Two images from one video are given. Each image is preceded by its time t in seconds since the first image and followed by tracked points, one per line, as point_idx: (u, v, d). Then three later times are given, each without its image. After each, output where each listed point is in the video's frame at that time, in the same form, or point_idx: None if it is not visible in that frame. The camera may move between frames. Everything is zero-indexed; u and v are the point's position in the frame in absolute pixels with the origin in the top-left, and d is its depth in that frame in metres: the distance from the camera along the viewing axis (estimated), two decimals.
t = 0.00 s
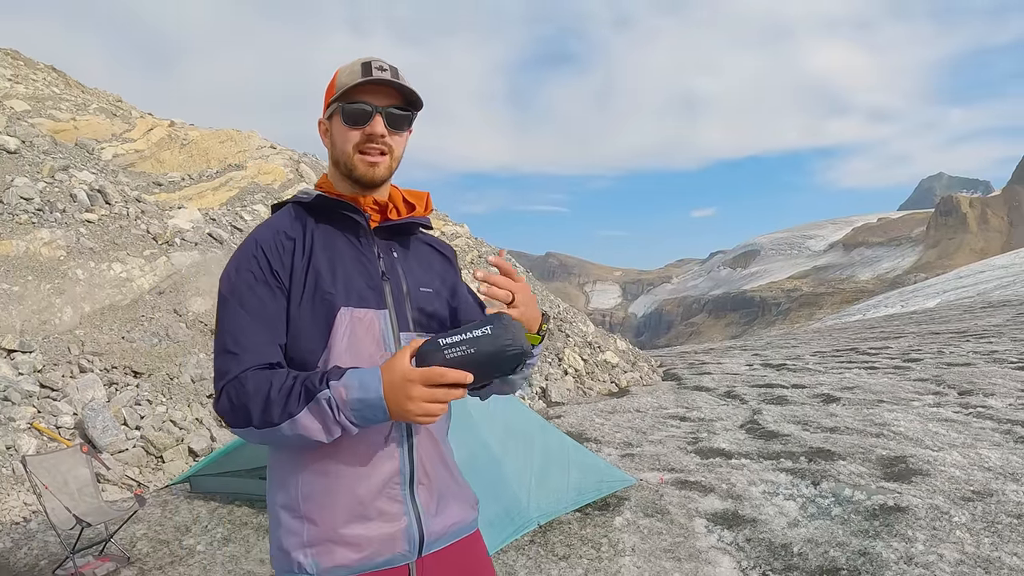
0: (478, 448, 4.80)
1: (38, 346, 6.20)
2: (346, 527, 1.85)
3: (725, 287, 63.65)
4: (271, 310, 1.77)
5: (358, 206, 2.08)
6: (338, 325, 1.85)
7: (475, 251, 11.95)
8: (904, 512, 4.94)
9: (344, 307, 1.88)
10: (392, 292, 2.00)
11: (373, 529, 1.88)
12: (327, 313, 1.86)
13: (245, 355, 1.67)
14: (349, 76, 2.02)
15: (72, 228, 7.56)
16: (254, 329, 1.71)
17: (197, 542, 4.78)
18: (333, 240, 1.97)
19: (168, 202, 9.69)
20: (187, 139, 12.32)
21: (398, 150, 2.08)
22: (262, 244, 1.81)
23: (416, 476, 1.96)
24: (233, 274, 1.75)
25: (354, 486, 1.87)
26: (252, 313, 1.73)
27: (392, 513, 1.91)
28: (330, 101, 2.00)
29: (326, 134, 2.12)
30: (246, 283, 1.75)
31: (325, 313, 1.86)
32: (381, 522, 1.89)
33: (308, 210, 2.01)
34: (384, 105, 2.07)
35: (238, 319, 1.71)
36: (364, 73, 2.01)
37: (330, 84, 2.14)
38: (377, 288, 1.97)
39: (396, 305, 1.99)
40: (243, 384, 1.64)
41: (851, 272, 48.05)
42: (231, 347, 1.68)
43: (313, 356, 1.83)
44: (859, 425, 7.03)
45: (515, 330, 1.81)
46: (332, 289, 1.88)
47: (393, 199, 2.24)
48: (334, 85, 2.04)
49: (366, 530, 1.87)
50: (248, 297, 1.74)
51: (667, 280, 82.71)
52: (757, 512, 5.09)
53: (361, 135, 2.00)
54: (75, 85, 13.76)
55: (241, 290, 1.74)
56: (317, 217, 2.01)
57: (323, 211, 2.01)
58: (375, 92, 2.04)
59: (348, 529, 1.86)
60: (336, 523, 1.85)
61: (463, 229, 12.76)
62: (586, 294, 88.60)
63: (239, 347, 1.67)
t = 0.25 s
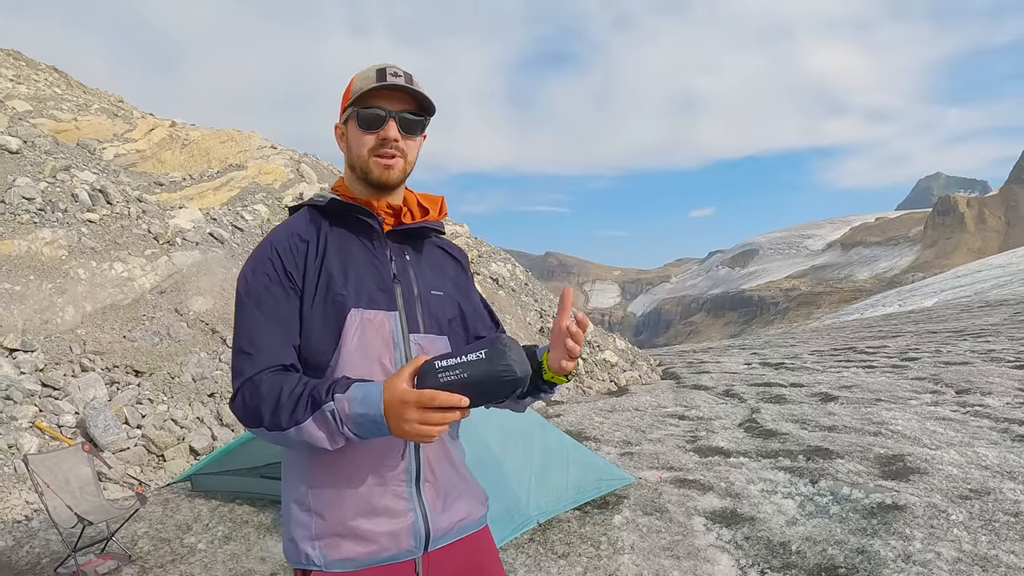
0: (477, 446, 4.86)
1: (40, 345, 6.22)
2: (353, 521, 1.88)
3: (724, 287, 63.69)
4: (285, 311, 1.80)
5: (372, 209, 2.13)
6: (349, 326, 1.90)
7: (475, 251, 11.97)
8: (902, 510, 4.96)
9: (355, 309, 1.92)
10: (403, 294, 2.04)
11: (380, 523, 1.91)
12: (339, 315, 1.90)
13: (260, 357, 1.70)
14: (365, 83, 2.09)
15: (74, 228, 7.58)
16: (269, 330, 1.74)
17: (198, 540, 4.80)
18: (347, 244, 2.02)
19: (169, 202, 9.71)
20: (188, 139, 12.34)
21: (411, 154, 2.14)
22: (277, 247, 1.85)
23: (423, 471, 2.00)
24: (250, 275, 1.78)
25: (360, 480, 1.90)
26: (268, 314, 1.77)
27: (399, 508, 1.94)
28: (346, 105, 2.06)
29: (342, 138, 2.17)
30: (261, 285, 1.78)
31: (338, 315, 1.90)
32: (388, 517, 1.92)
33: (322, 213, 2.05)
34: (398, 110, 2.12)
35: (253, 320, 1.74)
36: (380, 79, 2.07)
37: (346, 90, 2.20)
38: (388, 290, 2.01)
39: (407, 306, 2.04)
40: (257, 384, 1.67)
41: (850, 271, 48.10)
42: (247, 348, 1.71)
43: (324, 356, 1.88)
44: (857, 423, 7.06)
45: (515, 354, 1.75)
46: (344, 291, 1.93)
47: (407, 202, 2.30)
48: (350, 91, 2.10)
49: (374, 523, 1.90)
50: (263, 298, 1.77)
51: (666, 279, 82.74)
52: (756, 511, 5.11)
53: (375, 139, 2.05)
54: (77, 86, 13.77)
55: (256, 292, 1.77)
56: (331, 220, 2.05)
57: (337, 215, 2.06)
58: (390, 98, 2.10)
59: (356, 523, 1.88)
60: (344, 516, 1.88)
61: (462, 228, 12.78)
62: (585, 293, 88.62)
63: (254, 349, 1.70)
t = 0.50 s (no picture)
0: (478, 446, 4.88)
1: (42, 345, 6.24)
2: (359, 518, 1.91)
3: (724, 286, 63.71)
4: (292, 314, 1.83)
5: (382, 212, 2.14)
6: (356, 328, 1.93)
7: (475, 251, 11.99)
8: (900, 509, 4.99)
9: (363, 311, 1.95)
10: (410, 297, 2.06)
11: (385, 520, 1.93)
12: (346, 317, 1.93)
13: (265, 358, 1.72)
14: (377, 87, 2.12)
15: (76, 228, 7.61)
16: (275, 332, 1.77)
17: (199, 539, 4.83)
18: (356, 246, 2.04)
19: (170, 202, 9.73)
20: (189, 139, 12.36)
21: (420, 158, 2.17)
22: (285, 249, 1.88)
23: (426, 470, 2.03)
24: (258, 277, 1.82)
25: (366, 478, 1.93)
26: (275, 316, 1.80)
27: (404, 506, 1.97)
28: (358, 109, 2.09)
29: (353, 141, 2.21)
30: (269, 287, 1.81)
31: (345, 317, 1.93)
32: (393, 514, 1.95)
33: (332, 215, 2.07)
34: (408, 115, 2.16)
35: (261, 321, 1.77)
36: (391, 84, 2.11)
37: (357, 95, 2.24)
38: (396, 293, 2.04)
39: (414, 309, 2.06)
40: (260, 385, 1.70)
41: (850, 270, 48.15)
42: (252, 349, 1.74)
43: (331, 357, 1.91)
44: (855, 422, 7.08)
45: (513, 386, 1.77)
46: (352, 294, 1.95)
47: (416, 207, 2.29)
48: (362, 95, 2.14)
49: (379, 521, 1.93)
50: (271, 301, 1.81)
51: (666, 279, 82.77)
52: (754, 509, 5.14)
53: (384, 142, 2.09)
54: (78, 86, 13.79)
55: (264, 293, 1.80)
56: (341, 222, 2.08)
57: (347, 218, 2.09)
58: (400, 103, 2.14)
59: (361, 521, 1.91)
60: (350, 513, 1.90)
61: (462, 228, 12.80)
62: (585, 293, 88.64)
63: (260, 350, 1.73)
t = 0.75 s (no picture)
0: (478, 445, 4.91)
1: (44, 344, 6.27)
2: (360, 516, 1.93)
3: (723, 286, 63.75)
4: (294, 313, 1.86)
5: (383, 214, 2.17)
6: (357, 326, 1.95)
7: (474, 250, 12.01)
8: (898, 508, 5.01)
9: (364, 310, 1.97)
10: (411, 296, 2.09)
11: (386, 518, 1.96)
12: (347, 316, 1.95)
13: (266, 357, 1.75)
14: (379, 89, 2.15)
15: (78, 228, 7.63)
16: (277, 331, 1.79)
17: (201, 537, 4.85)
18: (358, 247, 2.06)
19: (170, 202, 9.75)
20: (190, 139, 12.38)
21: (421, 159, 2.19)
22: (287, 248, 1.90)
23: (426, 469, 2.06)
24: (261, 277, 1.83)
25: (366, 476, 1.95)
26: (276, 315, 1.82)
27: (404, 504, 1.99)
28: (360, 110, 2.12)
29: (354, 142, 2.23)
30: (271, 287, 1.84)
31: (346, 316, 1.95)
32: (394, 512, 1.97)
33: (334, 215, 2.10)
34: (409, 116, 2.19)
35: (263, 321, 1.79)
36: (393, 86, 2.14)
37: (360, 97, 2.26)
38: (397, 293, 2.06)
39: (415, 309, 2.09)
40: (262, 383, 1.72)
41: (849, 270, 48.20)
42: (254, 348, 1.76)
43: (332, 356, 1.93)
44: (853, 421, 7.10)
45: (512, 387, 1.79)
46: (354, 293, 1.98)
47: (417, 208, 2.32)
48: (365, 96, 2.17)
49: (380, 519, 1.95)
50: (273, 300, 1.83)
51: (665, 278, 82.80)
52: (752, 508, 5.16)
53: (386, 142, 2.11)
54: (80, 87, 13.80)
55: (266, 293, 1.83)
56: (342, 222, 2.11)
57: (349, 218, 2.11)
58: (402, 104, 2.17)
59: (362, 519, 1.93)
60: (351, 511, 1.93)
61: (462, 228, 12.82)
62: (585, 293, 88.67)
63: (261, 349, 1.75)
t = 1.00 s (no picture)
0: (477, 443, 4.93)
1: (46, 344, 6.29)
2: (356, 513, 1.95)
3: (723, 285, 63.78)
4: (290, 310, 1.88)
5: (380, 212, 2.19)
6: (353, 323, 1.97)
7: (474, 250, 12.03)
8: (895, 506, 5.04)
9: (360, 307, 1.99)
10: (407, 295, 2.12)
11: (382, 516, 1.98)
12: (343, 313, 1.97)
13: (262, 353, 1.77)
14: (380, 88, 2.17)
15: (79, 228, 7.66)
16: (272, 328, 1.81)
17: (202, 536, 4.87)
18: (354, 245, 2.09)
19: (172, 202, 9.78)
20: (192, 140, 12.40)
21: (420, 158, 2.22)
22: (285, 245, 1.92)
23: (422, 467, 2.08)
24: (257, 273, 1.85)
25: (363, 474, 1.97)
26: (272, 311, 1.84)
27: (400, 502, 2.02)
28: (361, 108, 2.13)
29: (353, 141, 2.25)
30: (268, 283, 1.85)
31: (342, 312, 1.97)
32: (390, 510, 1.99)
33: (331, 213, 2.12)
34: (409, 115, 2.21)
35: (259, 317, 1.81)
36: (394, 86, 2.16)
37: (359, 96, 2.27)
38: (393, 291, 2.09)
39: (410, 306, 2.11)
40: (257, 379, 1.74)
41: (847, 269, 48.26)
42: (249, 344, 1.78)
43: (327, 352, 1.95)
44: (851, 420, 7.13)
45: (506, 379, 1.83)
46: (350, 290, 2.01)
47: (413, 207, 2.34)
48: (365, 95, 2.18)
49: (376, 516, 1.97)
50: (269, 296, 1.85)
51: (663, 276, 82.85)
52: (751, 506, 5.19)
53: (386, 142, 2.13)
54: (82, 87, 13.82)
55: (262, 289, 1.84)
56: (339, 219, 2.13)
57: (346, 216, 2.13)
58: (402, 104, 2.19)
59: (358, 516, 1.95)
60: (347, 509, 1.95)
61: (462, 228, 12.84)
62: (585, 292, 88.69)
63: (256, 344, 1.78)
